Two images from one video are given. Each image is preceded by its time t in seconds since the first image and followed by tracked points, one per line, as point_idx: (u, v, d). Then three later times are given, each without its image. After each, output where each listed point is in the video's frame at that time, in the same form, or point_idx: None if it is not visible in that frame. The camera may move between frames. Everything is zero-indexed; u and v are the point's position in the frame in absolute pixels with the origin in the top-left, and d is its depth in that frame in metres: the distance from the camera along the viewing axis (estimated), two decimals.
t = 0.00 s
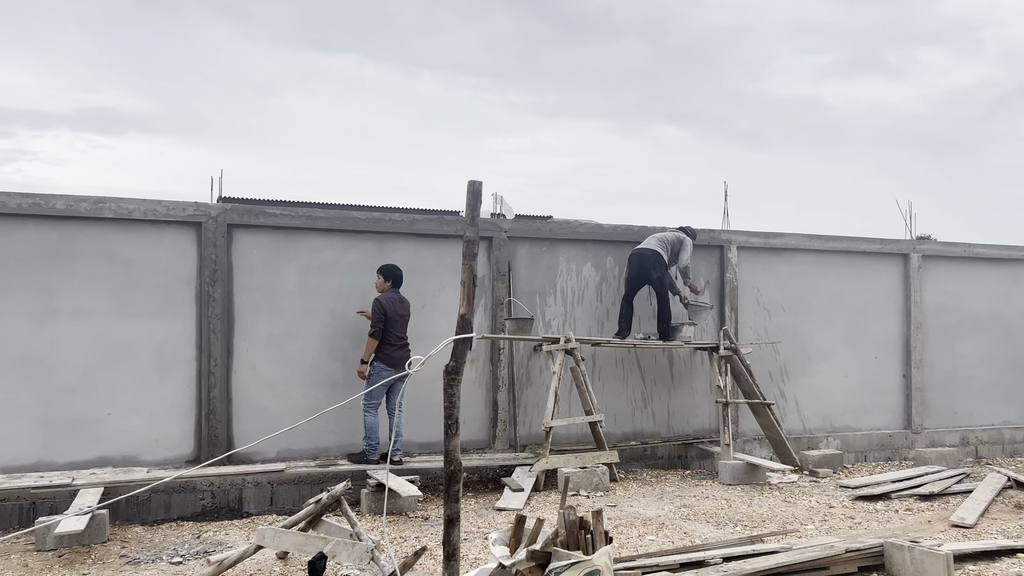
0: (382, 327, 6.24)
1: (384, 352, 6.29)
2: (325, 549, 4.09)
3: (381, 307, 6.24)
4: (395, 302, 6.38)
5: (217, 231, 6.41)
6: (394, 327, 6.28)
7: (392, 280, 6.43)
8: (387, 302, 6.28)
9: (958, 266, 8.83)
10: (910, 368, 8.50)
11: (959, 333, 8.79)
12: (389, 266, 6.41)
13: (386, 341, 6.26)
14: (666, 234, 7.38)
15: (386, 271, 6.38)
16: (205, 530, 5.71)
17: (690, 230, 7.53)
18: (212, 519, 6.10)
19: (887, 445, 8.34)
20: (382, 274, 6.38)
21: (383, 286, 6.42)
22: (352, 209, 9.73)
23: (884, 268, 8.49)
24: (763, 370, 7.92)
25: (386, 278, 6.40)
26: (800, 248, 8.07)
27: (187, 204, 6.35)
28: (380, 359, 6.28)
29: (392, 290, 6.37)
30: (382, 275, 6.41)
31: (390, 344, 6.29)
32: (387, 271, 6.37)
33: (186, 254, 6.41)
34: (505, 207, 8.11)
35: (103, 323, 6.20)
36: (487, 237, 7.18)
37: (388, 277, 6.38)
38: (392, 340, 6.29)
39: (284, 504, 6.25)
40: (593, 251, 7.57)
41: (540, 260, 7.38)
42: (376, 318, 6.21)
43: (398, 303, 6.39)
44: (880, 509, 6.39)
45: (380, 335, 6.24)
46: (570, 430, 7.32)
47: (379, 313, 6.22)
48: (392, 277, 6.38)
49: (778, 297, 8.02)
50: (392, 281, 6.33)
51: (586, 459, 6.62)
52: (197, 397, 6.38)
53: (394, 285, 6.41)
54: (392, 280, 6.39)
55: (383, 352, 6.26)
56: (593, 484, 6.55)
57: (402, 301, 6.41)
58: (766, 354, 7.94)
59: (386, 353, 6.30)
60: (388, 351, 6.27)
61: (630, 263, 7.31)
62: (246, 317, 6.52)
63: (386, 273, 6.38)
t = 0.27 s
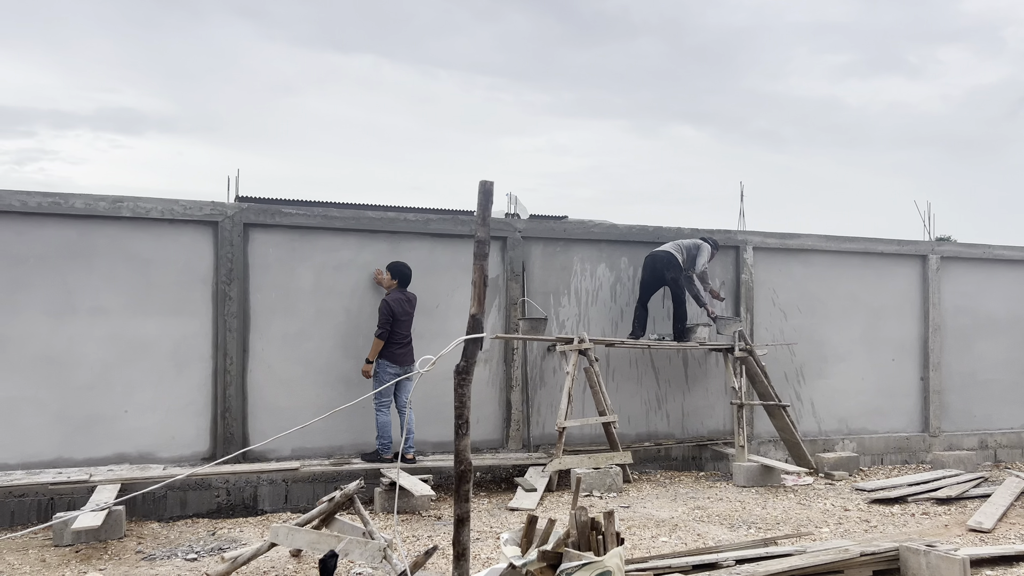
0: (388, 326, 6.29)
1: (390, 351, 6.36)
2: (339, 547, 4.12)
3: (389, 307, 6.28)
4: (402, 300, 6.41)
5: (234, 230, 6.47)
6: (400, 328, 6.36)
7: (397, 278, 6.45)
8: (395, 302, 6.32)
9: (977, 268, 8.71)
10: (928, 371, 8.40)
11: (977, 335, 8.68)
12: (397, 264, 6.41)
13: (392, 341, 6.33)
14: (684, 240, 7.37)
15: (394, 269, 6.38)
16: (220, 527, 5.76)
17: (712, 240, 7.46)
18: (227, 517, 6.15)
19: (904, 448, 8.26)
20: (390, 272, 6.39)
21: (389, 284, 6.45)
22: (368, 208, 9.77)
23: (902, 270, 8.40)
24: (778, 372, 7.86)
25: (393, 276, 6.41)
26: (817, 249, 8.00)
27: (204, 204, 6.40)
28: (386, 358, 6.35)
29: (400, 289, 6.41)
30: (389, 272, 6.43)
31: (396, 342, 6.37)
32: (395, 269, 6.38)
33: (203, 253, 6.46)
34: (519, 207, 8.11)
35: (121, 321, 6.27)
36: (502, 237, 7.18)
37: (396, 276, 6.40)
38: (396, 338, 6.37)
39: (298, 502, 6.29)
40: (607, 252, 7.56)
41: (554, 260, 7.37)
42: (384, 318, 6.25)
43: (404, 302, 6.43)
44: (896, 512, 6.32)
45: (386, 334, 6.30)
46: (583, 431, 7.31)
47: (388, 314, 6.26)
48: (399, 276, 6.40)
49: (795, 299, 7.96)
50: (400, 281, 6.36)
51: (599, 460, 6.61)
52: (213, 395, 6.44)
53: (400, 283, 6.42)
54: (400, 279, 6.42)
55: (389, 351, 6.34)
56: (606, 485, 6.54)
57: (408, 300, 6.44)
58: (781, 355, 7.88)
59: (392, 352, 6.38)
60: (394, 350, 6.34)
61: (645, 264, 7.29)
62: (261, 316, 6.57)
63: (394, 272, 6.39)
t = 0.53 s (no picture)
0: (397, 328, 6.32)
1: (398, 352, 6.39)
2: (349, 545, 4.17)
3: (396, 309, 6.30)
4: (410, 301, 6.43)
5: (250, 229, 6.53)
6: (409, 328, 6.40)
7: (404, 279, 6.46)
8: (402, 304, 6.34)
9: (999, 270, 8.58)
10: (947, 374, 8.29)
11: (998, 338, 8.55)
12: (403, 265, 6.41)
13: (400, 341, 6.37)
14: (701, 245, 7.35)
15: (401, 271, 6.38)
16: (234, 524, 5.82)
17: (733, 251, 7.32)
18: (242, 514, 6.21)
19: (922, 451, 8.15)
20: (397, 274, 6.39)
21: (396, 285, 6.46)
22: (384, 208, 9.82)
23: (921, 272, 8.29)
24: (794, 374, 7.79)
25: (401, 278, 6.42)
26: (834, 250, 7.92)
27: (221, 203, 6.47)
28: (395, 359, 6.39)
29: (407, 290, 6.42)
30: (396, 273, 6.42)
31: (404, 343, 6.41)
32: (402, 270, 6.39)
33: (219, 252, 6.53)
34: (534, 207, 8.11)
35: (139, 319, 6.36)
36: (516, 237, 7.18)
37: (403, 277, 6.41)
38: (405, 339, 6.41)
39: (312, 500, 6.35)
40: (622, 252, 7.54)
41: (568, 260, 7.36)
42: (393, 320, 6.28)
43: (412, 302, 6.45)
44: (913, 517, 6.24)
45: (394, 335, 6.33)
46: (597, 432, 7.30)
47: (396, 316, 6.29)
48: (407, 277, 6.41)
49: (812, 300, 7.88)
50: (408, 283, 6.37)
51: (613, 461, 6.59)
52: (228, 393, 6.51)
53: (407, 284, 6.43)
54: (407, 281, 6.43)
55: (398, 352, 6.38)
56: (619, 487, 6.53)
57: (415, 300, 6.46)
58: (798, 357, 7.81)
59: (400, 351, 6.42)
60: (403, 351, 6.38)
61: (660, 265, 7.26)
62: (277, 314, 6.63)
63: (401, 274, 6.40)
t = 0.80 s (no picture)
0: (409, 330, 6.35)
1: (410, 353, 6.43)
2: (362, 543, 4.19)
3: (408, 311, 6.33)
4: (421, 303, 6.46)
5: (267, 229, 6.60)
6: (420, 330, 6.44)
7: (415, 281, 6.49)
8: (414, 306, 6.38)
9: (1021, 271, 8.45)
10: (967, 376, 8.18)
11: (1019, 340, 8.42)
12: (413, 267, 6.43)
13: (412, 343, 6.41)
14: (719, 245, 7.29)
15: (411, 273, 6.40)
16: (250, 521, 5.89)
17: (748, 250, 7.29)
18: (258, 511, 6.27)
19: (941, 455, 8.05)
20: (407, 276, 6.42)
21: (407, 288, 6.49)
22: (400, 208, 9.87)
23: (941, 273, 8.18)
24: (812, 375, 7.72)
25: (411, 280, 6.45)
26: (852, 251, 7.84)
27: (239, 203, 6.55)
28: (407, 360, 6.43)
29: (418, 292, 6.46)
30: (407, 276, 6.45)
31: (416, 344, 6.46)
32: (413, 272, 6.42)
33: (237, 251, 6.61)
34: (549, 207, 8.11)
35: (158, 318, 6.45)
36: (531, 237, 7.19)
37: (413, 279, 6.43)
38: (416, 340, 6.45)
39: (327, 498, 6.41)
40: (638, 253, 7.52)
41: (583, 261, 7.35)
42: (405, 322, 6.31)
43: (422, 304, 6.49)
44: (931, 520, 6.16)
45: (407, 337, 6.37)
46: (612, 432, 7.29)
47: (408, 318, 6.32)
48: (417, 279, 6.44)
49: (830, 301, 7.81)
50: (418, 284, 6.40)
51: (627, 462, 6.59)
52: (245, 391, 6.58)
53: (418, 286, 6.46)
54: (417, 283, 6.45)
55: (410, 353, 6.42)
56: (634, 488, 6.51)
57: (426, 302, 6.49)
58: (815, 358, 7.73)
59: (412, 352, 6.47)
60: (415, 352, 6.42)
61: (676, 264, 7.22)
62: (293, 313, 6.69)
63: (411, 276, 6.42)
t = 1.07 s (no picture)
0: (424, 331, 6.38)
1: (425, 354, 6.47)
2: (377, 542, 4.18)
3: (423, 312, 6.36)
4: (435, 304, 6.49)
5: (284, 229, 6.66)
6: (435, 331, 6.47)
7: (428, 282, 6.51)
8: (429, 307, 6.40)
9: None
10: (988, 378, 8.06)
11: None
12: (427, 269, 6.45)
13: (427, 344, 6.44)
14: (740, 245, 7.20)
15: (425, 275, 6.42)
16: (267, 519, 5.95)
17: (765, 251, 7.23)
18: (275, 510, 6.33)
19: (962, 457, 7.94)
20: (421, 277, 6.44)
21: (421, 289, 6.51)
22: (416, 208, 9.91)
23: (962, 274, 8.07)
24: (830, 377, 7.65)
25: (425, 282, 6.47)
26: (872, 252, 7.76)
27: (256, 204, 6.61)
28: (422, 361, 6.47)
29: (432, 293, 6.48)
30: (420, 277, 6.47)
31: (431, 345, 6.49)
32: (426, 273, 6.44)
33: (254, 251, 6.68)
34: (565, 207, 8.10)
35: (176, 318, 6.53)
36: (547, 238, 7.19)
37: (427, 281, 6.46)
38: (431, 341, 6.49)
39: (343, 497, 6.48)
40: (654, 253, 7.49)
41: (599, 261, 7.34)
42: (420, 323, 6.35)
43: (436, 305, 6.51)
44: (950, 524, 6.08)
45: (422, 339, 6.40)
46: (627, 433, 7.27)
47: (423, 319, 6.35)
48: (431, 280, 6.46)
49: (848, 302, 7.74)
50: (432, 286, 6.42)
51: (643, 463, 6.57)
52: (262, 390, 6.65)
53: (432, 288, 6.48)
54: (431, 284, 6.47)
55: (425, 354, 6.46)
56: (649, 489, 6.49)
57: (440, 303, 6.51)
58: (833, 360, 7.66)
59: (427, 353, 6.50)
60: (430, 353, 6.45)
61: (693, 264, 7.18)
62: (310, 313, 6.75)
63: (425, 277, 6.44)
